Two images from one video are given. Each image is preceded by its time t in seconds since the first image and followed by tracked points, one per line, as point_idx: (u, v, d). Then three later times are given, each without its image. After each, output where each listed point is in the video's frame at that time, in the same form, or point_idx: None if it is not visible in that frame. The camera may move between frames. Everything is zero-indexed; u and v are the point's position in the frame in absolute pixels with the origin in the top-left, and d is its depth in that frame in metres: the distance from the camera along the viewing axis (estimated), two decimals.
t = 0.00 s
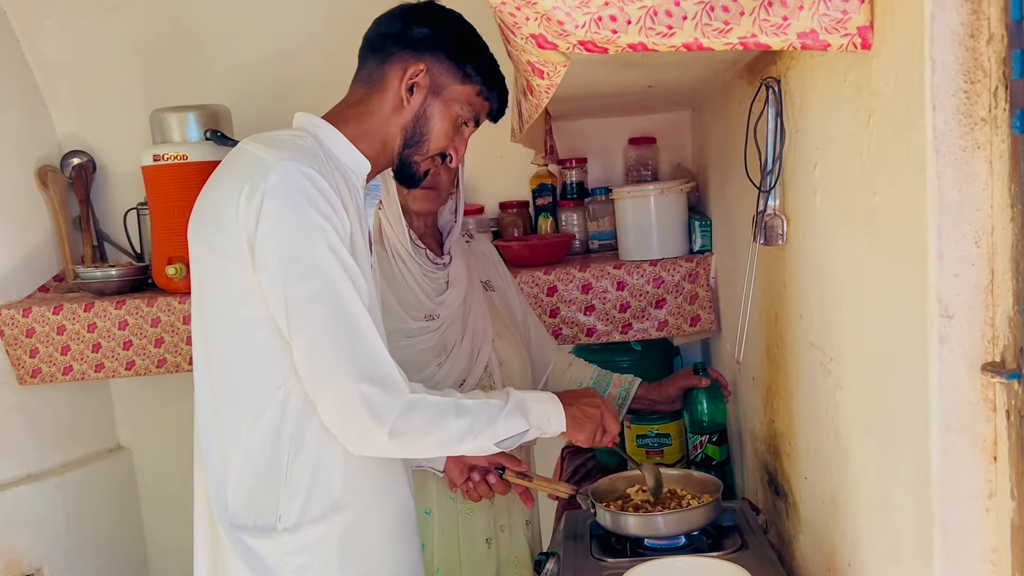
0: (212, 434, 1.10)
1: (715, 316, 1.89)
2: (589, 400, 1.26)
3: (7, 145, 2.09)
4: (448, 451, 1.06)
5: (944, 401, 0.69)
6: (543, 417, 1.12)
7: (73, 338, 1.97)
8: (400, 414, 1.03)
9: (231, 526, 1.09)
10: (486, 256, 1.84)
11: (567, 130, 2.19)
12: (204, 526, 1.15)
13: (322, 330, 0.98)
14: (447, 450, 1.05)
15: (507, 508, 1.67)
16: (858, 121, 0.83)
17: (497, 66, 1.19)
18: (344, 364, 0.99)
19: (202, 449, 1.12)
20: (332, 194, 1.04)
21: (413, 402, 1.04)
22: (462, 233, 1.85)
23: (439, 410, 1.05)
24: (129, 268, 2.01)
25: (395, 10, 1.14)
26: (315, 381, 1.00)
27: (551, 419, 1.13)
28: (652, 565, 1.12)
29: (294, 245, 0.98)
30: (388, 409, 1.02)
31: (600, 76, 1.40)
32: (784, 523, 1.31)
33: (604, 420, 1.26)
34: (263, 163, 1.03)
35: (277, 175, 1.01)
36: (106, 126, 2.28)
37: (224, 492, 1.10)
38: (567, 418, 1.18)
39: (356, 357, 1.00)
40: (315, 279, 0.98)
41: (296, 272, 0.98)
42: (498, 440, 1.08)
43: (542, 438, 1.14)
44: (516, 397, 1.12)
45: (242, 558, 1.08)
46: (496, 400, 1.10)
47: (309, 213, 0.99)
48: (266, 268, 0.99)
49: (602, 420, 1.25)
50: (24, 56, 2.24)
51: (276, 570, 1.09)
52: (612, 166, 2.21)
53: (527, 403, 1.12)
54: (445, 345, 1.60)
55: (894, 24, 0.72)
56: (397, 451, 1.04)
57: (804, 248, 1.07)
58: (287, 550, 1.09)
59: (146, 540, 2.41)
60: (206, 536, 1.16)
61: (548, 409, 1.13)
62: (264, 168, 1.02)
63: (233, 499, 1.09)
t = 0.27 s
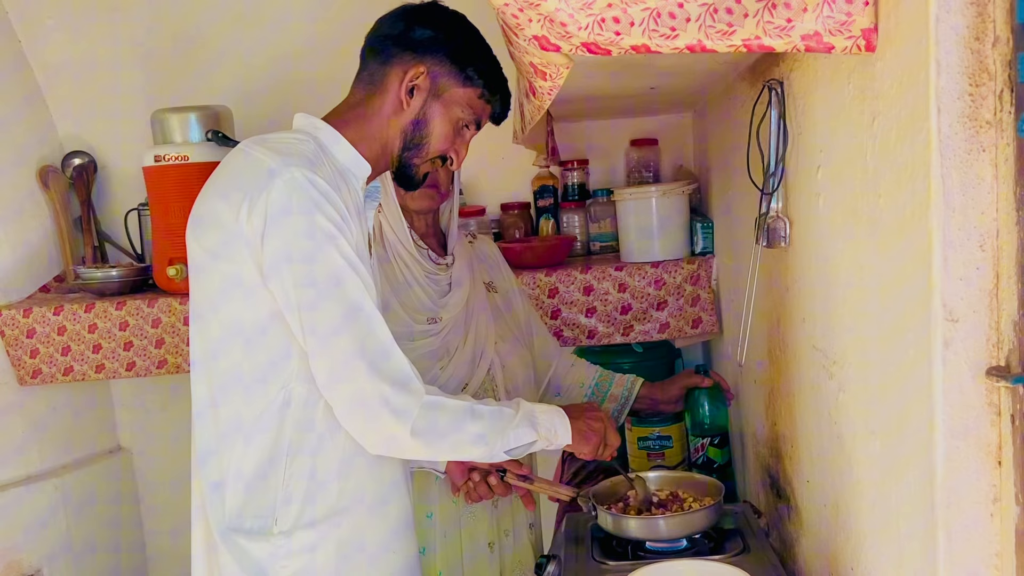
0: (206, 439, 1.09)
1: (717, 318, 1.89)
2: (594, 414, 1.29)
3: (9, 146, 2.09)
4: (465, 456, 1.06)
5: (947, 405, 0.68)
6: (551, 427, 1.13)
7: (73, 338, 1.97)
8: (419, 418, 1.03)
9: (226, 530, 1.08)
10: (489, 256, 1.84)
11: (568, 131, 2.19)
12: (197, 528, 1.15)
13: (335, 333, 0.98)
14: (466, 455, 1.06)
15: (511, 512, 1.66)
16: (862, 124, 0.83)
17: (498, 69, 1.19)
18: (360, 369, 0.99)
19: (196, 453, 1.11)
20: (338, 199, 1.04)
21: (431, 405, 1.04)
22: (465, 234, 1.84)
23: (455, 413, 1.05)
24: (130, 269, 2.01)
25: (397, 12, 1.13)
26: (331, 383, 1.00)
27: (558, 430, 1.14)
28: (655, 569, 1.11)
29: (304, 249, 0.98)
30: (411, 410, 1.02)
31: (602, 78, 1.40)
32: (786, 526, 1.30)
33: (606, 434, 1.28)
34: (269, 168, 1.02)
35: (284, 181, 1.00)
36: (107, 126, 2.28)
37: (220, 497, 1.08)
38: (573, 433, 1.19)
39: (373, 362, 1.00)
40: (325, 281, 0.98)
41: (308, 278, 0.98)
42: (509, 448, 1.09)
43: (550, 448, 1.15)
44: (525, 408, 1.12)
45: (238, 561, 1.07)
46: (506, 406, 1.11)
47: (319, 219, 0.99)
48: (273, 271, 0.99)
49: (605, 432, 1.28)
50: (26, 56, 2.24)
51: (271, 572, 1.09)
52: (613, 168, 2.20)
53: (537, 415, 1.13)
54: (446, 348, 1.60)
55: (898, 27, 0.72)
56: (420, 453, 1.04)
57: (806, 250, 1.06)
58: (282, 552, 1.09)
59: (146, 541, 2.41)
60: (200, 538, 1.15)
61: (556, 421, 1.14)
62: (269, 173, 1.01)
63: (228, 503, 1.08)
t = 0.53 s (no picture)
0: (205, 439, 1.09)
1: (719, 319, 1.89)
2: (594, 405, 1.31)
3: (10, 145, 2.09)
4: (472, 450, 1.08)
5: (951, 407, 0.68)
6: (554, 418, 1.16)
7: (74, 338, 1.97)
8: (428, 411, 1.04)
9: (226, 532, 1.07)
10: (490, 255, 1.83)
11: (570, 132, 2.18)
12: (196, 529, 1.15)
13: (340, 334, 0.99)
14: (473, 448, 1.08)
15: (510, 513, 1.66)
16: (866, 125, 0.82)
17: (500, 70, 1.18)
18: (370, 366, 1.00)
19: (196, 453, 1.11)
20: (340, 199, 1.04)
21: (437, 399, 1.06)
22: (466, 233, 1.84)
23: (462, 407, 1.07)
24: (130, 269, 2.00)
25: (399, 12, 1.13)
26: (338, 382, 1.01)
27: (562, 421, 1.16)
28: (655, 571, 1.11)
29: (307, 250, 0.98)
30: (420, 404, 1.03)
31: (605, 78, 1.39)
32: (788, 528, 1.30)
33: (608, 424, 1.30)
34: (270, 168, 1.01)
35: (286, 181, 0.99)
36: (108, 126, 2.27)
37: (220, 499, 1.08)
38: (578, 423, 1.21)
39: (382, 359, 1.01)
40: (329, 283, 0.98)
41: (314, 277, 0.98)
42: (515, 441, 1.11)
43: (553, 440, 1.17)
44: (530, 400, 1.15)
45: (237, 564, 1.07)
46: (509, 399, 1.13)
47: (324, 220, 0.99)
48: (275, 273, 0.98)
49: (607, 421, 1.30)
50: (27, 56, 2.24)
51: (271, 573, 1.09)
52: (615, 168, 2.20)
53: (540, 408, 1.16)
54: (447, 350, 1.59)
55: (903, 26, 0.71)
56: (428, 448, 1.06)
57: (809, 251, 1.06)
58: (283, 554, 1.09)
59: (146, 542, 2.41)
60: (200, 539, 1.15)
61: (559, 412, 1.16)
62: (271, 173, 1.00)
63: (227, 505, 1.08)
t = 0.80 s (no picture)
0: (205, 440, 1.08)
1: (719, 320, 1.88)
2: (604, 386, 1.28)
3: (10, 144, 2.09)
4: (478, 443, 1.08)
5: (953, 409, 0.67)
6: (562, 398, 1.15)
7: (74, 338, 1.96)
8: (433, 408, 1.04)
9: (227, 532, 1.07)
10: (489, 255, 1.83)
11: (570, 131, 2.18)
12: (195, 529, 1.14)
13: (345, 331, 0.99)
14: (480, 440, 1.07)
15: (508, 514, 1.65)
16: (867, 123, 0.82)
17: (500, 70, 1.18)
18: (374, 362, 1.00)
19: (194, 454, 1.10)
20: (341, 196, 1.03)
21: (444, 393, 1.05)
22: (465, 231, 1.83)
23: (467, 401, 1.07)
24: (130, 268, 2.00)
25: (399, 11, 1.12)
26: (345, 378, 1.01)
27: (569, 401, 1.15)
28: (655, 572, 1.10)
29: (309, 248, 0.97)
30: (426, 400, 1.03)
31: (605, 78, 1.39)
32: (788, 529, 1.29)
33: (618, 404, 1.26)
34: (269, 168, 1.01)
35: (284, 181, 0.99)
36: (109, 125, 2.27)
37: (219, 499, 1.07)
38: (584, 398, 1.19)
39: (386, 354, 1.00)
40: (333, 280, 0.98)
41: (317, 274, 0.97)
42: (522, 425, 1.10)
43: (563, 419, 1.16)
44: (535, 381, 1.14)
45: (237, 565, 1.06)
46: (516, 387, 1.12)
47: (324, 218, 0.98)
48: (277, 271, 0.98)
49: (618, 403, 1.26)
50: (27, 55, 2.23)
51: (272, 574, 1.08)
52: (616, 168, 2.20)
53: (546, 387, 1.14)
54: (445, 352, 1.59)
55: (905, 26, 0.71)
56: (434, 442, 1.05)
57: (810, 251, 1.05)
58: (284, 554, 1.08)
59: (146, 542, 2.40)
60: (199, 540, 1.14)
61: (567, 391, 1.15)
62: (270, 173, 1.00)
63: (227, 505, 1.07)
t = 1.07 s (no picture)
0: (206, 440, 1.08)
1: (720, 319, 1.88)
2: (606, 393, 1.28)
3: (11, 143, 2.09)
4: (489, 438, 1.07)
5: (953, 410, 0.67)
6: (567, 404, 1.14)
7: (74, 337, 1.96)
8: (443, 404, 1.03)
9: (227, 532, 1.06)
10: (491, 255, 1.82)
11: (571, 131, 2.17)
12: (195, 528, 1.14)
13: (349, 330, 0.98)
14: (490, 436, 1.07)
15: (508, 514, 1.65)
16: (868, 123, 0.81)
17: (499, 69, 1.18)
18: (381, 359, 0.99)
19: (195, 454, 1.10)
20: (343, 196, 1.03)
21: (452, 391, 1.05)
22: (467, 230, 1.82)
23: (475, 399, 1.06)
24: (131, 268, 2.00)
25: (398, 9, 1.12)
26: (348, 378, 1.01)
27: (573, 407, 1.15)
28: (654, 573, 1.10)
29: (312, 247, 0.97)
30: (435, 398, 1.02)
31: (606, 77, 1.38)
32: (789, 529, 1.29)
33: (619, 413, 1.27)
34: (271, 167, 1.00)
35: (286, 180, 0.99)
36: (109, 124, 2.27)
37: (221, 499, 1.07)
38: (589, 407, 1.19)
39: (392, 350, 1.00)
40: (336, 280, 0.97)
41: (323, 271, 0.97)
42: (528, 429, 1.11)
43: (568, 426, 1.16)
44: (541, 386, 1.14)
45: (238, 565, 1.06)
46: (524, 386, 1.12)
47: (327, 217, 0.98)
48: (279, 271, 0.98)
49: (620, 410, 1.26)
50: (28, 54, 2.23)
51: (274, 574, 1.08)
52: (617, 168, 2.19)
53: (552, 393, 1.14)
54: (446, 352, 1.59)
55: (905, 25, 0.70)
56: (445, 439, 1.04)
57: (811, 251, 1.05)
58: (286, 554, 1.08)
59: (147, 541, 2.41)
60: (200, 540, 1.14)
61: (571, 397, 1.15)
62: (272, 172, 1.00)
63: (229, 505, 1.07)
